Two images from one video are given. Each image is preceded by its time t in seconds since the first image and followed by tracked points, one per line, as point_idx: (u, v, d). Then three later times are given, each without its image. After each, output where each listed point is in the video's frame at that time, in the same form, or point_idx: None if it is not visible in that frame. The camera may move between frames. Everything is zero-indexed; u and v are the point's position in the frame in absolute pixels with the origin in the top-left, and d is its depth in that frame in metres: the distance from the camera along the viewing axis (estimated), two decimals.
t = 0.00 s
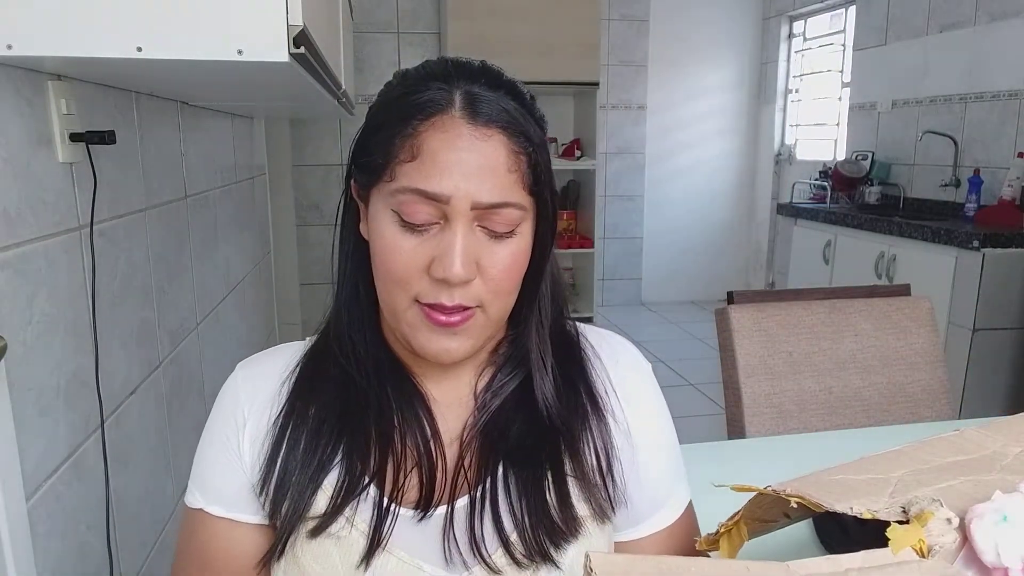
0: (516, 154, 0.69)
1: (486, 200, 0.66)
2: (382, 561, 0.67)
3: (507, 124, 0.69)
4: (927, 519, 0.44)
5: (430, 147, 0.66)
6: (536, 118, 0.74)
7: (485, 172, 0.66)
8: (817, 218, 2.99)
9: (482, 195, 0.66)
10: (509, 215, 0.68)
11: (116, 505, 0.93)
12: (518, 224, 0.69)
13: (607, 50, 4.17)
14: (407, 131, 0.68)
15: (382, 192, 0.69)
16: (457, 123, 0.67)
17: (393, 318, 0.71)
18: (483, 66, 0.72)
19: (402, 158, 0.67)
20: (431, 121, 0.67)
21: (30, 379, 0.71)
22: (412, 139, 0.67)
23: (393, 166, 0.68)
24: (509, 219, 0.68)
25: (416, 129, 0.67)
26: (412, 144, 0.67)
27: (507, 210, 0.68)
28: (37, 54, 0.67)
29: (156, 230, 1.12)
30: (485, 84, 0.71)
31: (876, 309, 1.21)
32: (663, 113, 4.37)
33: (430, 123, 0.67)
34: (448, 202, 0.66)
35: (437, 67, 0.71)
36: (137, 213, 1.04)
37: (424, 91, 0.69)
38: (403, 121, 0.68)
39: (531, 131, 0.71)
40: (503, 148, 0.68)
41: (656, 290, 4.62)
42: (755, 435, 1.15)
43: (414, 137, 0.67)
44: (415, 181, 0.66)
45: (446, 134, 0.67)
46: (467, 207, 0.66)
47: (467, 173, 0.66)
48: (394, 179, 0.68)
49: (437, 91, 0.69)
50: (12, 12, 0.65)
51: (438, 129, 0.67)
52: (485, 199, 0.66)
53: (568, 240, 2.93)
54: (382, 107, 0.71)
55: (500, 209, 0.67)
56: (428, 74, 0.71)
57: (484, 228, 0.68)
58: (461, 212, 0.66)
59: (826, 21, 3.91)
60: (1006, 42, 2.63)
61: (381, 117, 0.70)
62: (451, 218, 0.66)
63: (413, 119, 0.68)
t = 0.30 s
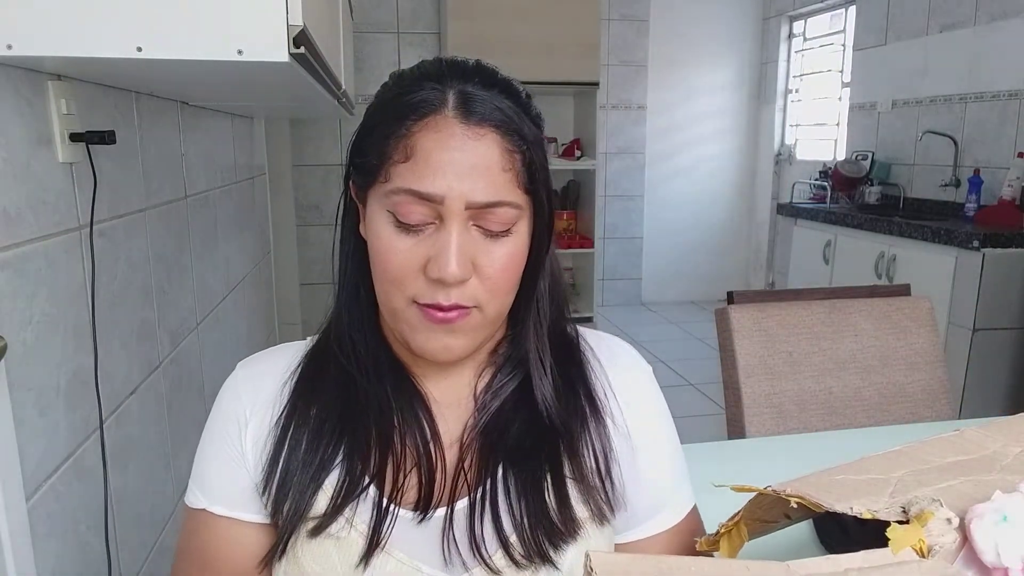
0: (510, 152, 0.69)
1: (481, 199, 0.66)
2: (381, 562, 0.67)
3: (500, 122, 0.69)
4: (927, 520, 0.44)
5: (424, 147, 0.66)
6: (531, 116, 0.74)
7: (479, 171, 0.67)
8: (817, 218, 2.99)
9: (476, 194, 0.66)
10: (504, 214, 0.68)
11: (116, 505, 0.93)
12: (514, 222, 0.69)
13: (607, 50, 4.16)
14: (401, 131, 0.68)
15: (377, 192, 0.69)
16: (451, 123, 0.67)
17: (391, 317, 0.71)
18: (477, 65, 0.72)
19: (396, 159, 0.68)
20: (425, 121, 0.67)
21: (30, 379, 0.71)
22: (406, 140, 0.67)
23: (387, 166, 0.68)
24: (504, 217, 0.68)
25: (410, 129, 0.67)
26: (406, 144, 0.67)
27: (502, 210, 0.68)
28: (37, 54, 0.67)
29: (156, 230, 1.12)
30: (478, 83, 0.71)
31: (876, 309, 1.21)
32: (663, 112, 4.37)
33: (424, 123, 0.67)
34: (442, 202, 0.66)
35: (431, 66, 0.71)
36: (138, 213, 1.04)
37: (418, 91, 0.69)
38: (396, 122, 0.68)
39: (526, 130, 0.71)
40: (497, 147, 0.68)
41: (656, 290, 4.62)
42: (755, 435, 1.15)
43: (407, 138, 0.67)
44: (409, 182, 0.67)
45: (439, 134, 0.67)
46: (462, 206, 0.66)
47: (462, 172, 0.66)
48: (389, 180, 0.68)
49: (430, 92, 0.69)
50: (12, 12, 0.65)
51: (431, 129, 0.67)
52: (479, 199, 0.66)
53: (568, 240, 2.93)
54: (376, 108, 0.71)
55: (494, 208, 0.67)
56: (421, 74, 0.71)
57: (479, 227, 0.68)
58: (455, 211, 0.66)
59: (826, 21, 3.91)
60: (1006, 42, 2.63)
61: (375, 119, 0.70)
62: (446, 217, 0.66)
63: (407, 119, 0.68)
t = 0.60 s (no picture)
0: (508, 157, 0.69)
1: (480, 204, 0.66)
2: (379, 558, 0.67)
3: (498, 126, 0.69)
4: (927, 520, 0.44)
5: (422, 153, 0.66)
6: (528, 118, 0.74)
7: (478, 177, 0.66)
8: (817, 218, 2.99)
9: (476, 199, 0.66)
10: (503, 219, 0.68)
11: (116, 505, 0.93)
12: (513, 225, 0.69)
13: (606, 50, 4.16)
14: (400, 137, 0.68)
15: (376, 198, 0.69)
16: (449, 129, 0.67)
17: (392, 319, 0.71)
18: (473, 66, 0.72)
19: (395, 166, 0.67)
20: (423, 127, 0.67)
21: (30, 379, 0.71)
22: (405, 146, 0.67)
23: (386, 172, 0.68)
24: (503, 222, 0.68)
25: (409, 135, 0.67)
26: (405, 151, 0.67)
27: (501, 215, 0.68)
28: (37, 54, 0.67)
29: (156, 230, 1.12)
30: (475, 86, 0.71)
31: (876, 309, 1.21)
32: (663, 113, 4.37)
33: (422, 129, 0.67)
34: (441, 209, 0.66)
35: (427, 69, 0.71)
36: (138, 213, 1.04)
37: (416, 96, 0.69)
38: (394, 126, 0.68)
39: (524, 133, 0.71)
40: (495, 152, 0.68)
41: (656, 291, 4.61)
42: (756, 436, 1.15)
43: (405, 144, 0.67)
44: (409, 188, 0.66)
45: (438, 140, 0.67)
46: (461, 212, 0.66)
47: (461, 178, 0.66)
48: (388, 186, 0.68)
49: (427, 96, 0.69)
50: (12, 13, 0.65)
51: (429, 135, 0.67)
52: (479, 204, 0.66)
53: (568, 240, 2.93)
54: (373, 113, 0.71)
55: (493, 213, 0.67)
56: (417, 78, 0.71)
57: (478, 232, 0.68)
58: (455, 217, 0.66)
59: (826, 21, 3.91)
60: (1006, 41, 2.63)
61: (372, 124, 0.70)
62: (446, 223, 0.66)
63: (405, 125, 0.68)
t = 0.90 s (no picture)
0: (511, 164, 0.69)
1: (481, 209, 0.66)
2: (374, 553, 0.66)
3: (502, 133, 0.69)
4: (927, 520, 0.44)
5: (426, 156, 0.66)
6: (533, 125, 0.74)
7: (480, 182, 0.66)
8: (817, 218, 2.99)
9: (478, 205, 0.66)
10: (503, 225, 0.68)
11: (116, 505, 0.93)
12: (513, 231, 0.69)
13: (607, 50, 4.16)
14: (404, 140, 0.68)
15: (378, 199, 0.69)
16: (452, 134, 0.67)
17: (393, 319, 0.71)
18: (480, 70, 0.72)
19: (398, 168, 0.68)
20: (427, 131, 0.68)
21: (30, 379, 0.71)
22: (408, 149, 0.67)
23: (390, 174, 0.68)
24: (503, 227, 0.68)
25: (412, 139, 0.68)
26: (408, 154, 0.67)
27: (502, 220, 0.68)
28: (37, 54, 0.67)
29: (155, 230, 1.12)
30: (482, 91, 0.71)
31: (876, 309, 1.21)
32: (663, 113, 4.37)
33: (426, 131, 0.68)
34: (442, 214, 0.66)
35: (434, 73, 0.71)
36: (138, 213, 1.04)
37: (421, 100, 0.69)
38: (399, 128, 0.69)
39: (527, 141, 0.71)
40: (498, 158, 0.68)
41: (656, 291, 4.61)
42: (755, 436, 1.15)
43: (409, 146, 0.68)
44: (410, 192, 0.66)
45: (442, 144, 0.67)
46: (462, 216, 0.66)
47: (464, 183, 0.66)
48: (390, 188, 0.68)
49: (433, 99, 0.69)
50: (12, 13, 0.65)
51: (433, 138, 0.67)
52: (479, 209, 0.66)
53: (568, 240, 2.93)
54: (380, 114, 0.71)
55: (494, 218, 0.67)
56: (424, 81, 0.71)
57: (478, 236, 0.68)
58: (455, 220, 0.66)
59: (826, 21, 3.91)
60: (1007, 41, 2.63)
61: (378, 124, 0.71)
62: (445, 226, 0.66)
63: (409, 129, 0.68)
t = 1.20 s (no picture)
0: (528, 158, 0.70)
1: (496, 201, 0.66)
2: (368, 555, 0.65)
3: (519, 129, 0.70)
4: (927, 520, 0.44)
5: (444, 148, 0.67)
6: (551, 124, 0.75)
7: (497, 174, 0.67)
8: (817, 218, 2.99)
9: (493, 197, 0.66)
10: (518, 218, 0.68)
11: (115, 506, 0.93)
12: (526, 226, 0.69)
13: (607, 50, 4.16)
14: (422, 132, 0.69)
15: (395, 189, 0.69)
16: (471, 126, 0.69)
17: (404, 312, 0.71)
18: (501, 69, 0.74)
19: (415, 158, 0.69)
20: (445, 123, 0.69)
21: (29, 379, 0.71)
22: (426, 140, 0.69)
23: (408, 165, 0.69)
24: (517, 221, 0.68)
25: (430, 131, 0.69)
26: (426, 144, 0.68)
27: (517, 213, 0.67)
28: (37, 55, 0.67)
29: (155, 229, 1.12)
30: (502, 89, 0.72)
31: (876, 309, 1.21)
32: (663, 113, 4.37)
33: (445, 124, 0.69)
34: (457, 203, 0.65)
35: (455, 71, 0.73)
36: (138, 213, 1.03)
37: (442, 94, 0.72)
38: (419, 122, 0.70)
39: (545, 137, 0.73)
40: (516, 152, 0.68)
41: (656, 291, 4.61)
42: (756, 436, 1.15)
43: (428, 138, 0.69)
44: (426, 181, 0.67)
45: (461, 137, 0.68)
46: (476, 207, 0.65)
47: (481, 174, 0.66)
48: (407, 178, 0.68)
49: (454, 95, 0.71)
50: (12, 13, 0.65)
51: (453, 131, 0.68)
52: (494, 200, 0.66)
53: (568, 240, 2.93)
54: (401, 109, 0.73)
55: (509, 211, 0.67)
56: (446, 78, 0.73)
57: (492, 229, 0.67)
58: (470, 211, 0.65)
59: (826, 21, 3.91)
60: (1007, 41, 2.63)
61: (399, 119, 0.72)
62: (460, 217, 0.66)
63: (428, 121, 0.70)
